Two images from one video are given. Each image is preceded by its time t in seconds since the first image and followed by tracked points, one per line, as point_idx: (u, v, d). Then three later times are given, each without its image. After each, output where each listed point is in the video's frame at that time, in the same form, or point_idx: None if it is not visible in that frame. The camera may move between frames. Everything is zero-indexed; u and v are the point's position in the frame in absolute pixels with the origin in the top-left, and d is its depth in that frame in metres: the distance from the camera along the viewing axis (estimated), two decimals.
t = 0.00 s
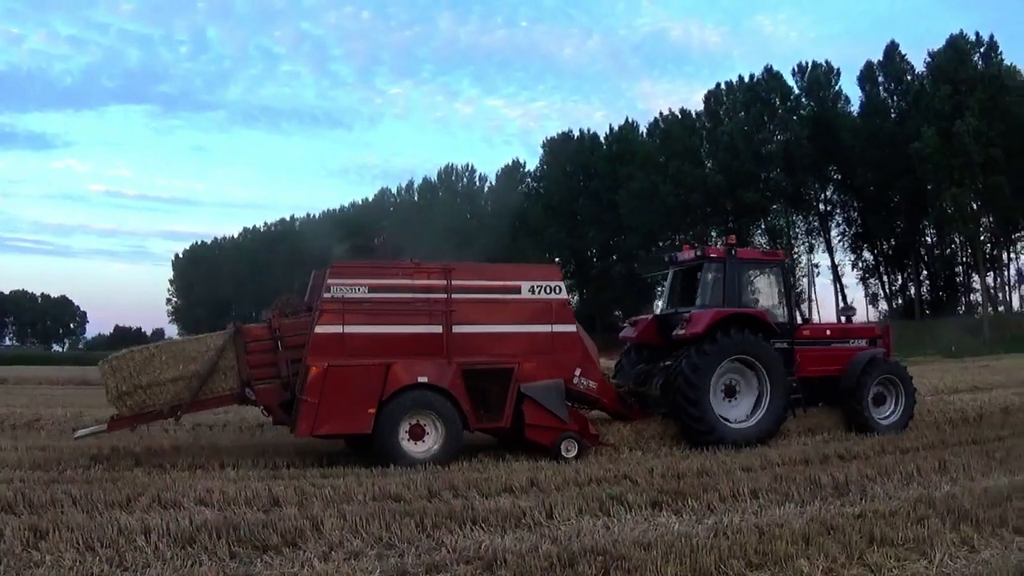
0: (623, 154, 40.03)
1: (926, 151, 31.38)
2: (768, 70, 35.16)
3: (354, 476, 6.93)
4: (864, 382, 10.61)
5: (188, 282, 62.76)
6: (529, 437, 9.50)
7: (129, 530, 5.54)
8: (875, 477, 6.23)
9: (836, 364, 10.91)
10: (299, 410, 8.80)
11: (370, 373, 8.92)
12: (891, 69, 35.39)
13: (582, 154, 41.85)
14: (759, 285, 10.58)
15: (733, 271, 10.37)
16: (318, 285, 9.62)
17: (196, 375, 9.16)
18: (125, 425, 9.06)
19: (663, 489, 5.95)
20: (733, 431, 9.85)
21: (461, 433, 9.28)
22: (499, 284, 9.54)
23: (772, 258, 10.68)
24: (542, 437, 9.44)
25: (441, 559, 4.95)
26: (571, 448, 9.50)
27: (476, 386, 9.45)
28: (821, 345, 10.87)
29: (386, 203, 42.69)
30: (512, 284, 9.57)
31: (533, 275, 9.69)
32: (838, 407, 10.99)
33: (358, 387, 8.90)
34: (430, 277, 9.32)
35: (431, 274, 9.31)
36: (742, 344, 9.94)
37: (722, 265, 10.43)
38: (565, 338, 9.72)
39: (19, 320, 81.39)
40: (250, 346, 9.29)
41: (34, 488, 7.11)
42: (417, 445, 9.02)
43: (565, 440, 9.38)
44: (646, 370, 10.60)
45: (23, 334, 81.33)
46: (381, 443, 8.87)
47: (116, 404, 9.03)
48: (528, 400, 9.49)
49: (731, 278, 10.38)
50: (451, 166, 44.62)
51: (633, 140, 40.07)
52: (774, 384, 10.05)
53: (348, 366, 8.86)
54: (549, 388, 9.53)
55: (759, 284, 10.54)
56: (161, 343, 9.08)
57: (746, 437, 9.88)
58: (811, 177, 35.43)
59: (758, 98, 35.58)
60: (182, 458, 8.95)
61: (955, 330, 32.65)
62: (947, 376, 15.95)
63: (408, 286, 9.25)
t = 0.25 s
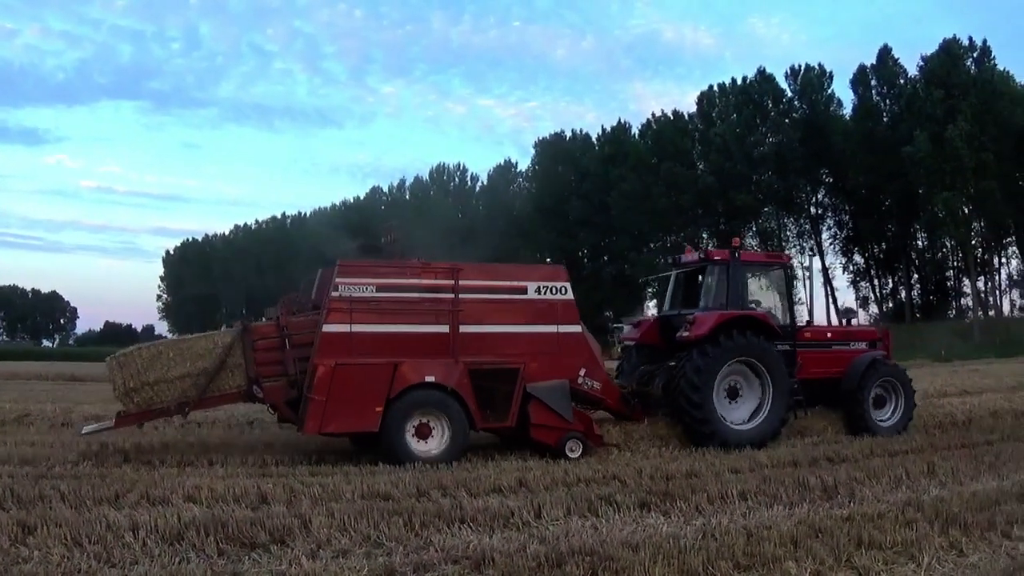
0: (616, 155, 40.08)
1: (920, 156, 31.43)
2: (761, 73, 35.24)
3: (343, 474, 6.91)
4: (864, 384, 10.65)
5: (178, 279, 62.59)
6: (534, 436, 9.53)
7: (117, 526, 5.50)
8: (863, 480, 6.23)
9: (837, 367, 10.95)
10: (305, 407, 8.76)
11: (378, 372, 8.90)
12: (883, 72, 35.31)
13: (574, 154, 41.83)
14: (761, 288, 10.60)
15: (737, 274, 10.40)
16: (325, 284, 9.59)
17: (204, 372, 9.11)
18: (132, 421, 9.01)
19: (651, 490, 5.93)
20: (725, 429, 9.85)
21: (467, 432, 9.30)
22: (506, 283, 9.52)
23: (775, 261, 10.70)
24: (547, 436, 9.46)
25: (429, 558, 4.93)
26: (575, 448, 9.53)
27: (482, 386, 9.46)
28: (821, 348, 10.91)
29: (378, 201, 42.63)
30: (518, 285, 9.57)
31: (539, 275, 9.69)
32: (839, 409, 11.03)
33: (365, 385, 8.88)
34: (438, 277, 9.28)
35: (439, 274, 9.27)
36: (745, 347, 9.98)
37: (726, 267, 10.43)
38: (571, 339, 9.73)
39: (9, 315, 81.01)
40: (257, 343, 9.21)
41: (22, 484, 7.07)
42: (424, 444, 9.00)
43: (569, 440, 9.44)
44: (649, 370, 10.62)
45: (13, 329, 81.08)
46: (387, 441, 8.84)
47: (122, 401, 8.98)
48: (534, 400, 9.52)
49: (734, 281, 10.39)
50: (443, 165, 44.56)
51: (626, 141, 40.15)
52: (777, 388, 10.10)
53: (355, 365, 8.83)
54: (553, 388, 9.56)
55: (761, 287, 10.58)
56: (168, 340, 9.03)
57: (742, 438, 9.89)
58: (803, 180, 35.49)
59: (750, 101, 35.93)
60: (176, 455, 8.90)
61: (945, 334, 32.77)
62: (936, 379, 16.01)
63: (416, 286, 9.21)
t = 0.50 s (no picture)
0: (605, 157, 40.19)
1: (910, 159, 31.80)
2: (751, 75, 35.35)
3: (331, 474, 6.88)
4: (864, 387, 10.69)
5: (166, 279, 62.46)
6: (539, 436, 9.53)
7: (105, 526, 5.46)
8: (852, 483, 6.22)
9: (837, 369, 10.98)
10: (313, 407, 8.74)
11: (385, 372, 8.88)
12: (874, 75, 35.38)
13: (565, 156, 41.79)
14: (764, 290, 10.67)
15: (739, 277, 10.47)
16: (330, 284, 9.57)
17: (211, 371, 9.09)
18: (139, 420, 8.97)
19: (639, 491, 5.91)
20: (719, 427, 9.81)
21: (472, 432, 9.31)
22: (511, 284, 9.51)
23: (777, 263, 10.74)
24: (551, 436, 9.44)
25: (417, 559, 4.91)
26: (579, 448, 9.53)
27: (488, 385, 9.46)
28: (821, 350, 10.93)
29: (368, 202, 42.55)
30: (523, 285, 9.55)
31: (545, 276, 9.68)
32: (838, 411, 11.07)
33: (372, 385, 8.86)
34: (444, 277, 9.26)
35: (444, 274, 9.25)
36: (747, 350, 10.03)
37: (729, 270, 10.52)
38: (576, 339, 9.74)
39: None
40: (264, 343, 9.18)
41: (9, 483, 7.02)
42: (429, 444, 9.00)
43: (574, 440, 9.43)
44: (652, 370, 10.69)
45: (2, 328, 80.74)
46: (393, 441, 8.84)
47: (129, 400, 8.94)
48: (539, 400, 9.52)
49: (738, 283, 10.48)
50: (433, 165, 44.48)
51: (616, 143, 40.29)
52: (778, 393, 10.14)
53: (362, 365, 8.80)
54: (558, 388, 9.55)
55: (762, 290, 10.64)
56: (175, 339, 9.00)
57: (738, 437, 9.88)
58: (792, 183, 35.60)
59: (741, 103, 35.96)
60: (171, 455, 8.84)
61: (934, 337, 32.90)
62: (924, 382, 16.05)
63: (422, 286, 9.18)
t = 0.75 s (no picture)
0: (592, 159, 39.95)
1: (897, 159, 31.76)
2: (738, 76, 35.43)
3: (319, 476, 6.84)
4: (863, 388, 10.71)
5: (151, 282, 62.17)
6: (543, 437, 9.47)
7: (91, 529, 5.42)
8: (838, 483, 6.22)
9: (835, 370, 11.00)
10: (321, 410, 8.70)
11: (392, 375, 8.86)
12: (861, 77, 35.36)
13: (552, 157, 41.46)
14: (763, 292, 10.70)
15: (740, 278, 10.49)
16: (336, 287, 9.56)
17: (218, 375, 9.00)
18: (148, 424, 8.93)
19: (626, 492, 5.90)
20: (720, 425, 9.83)
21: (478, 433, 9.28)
22: (516, 286, 9.53)
23: (778, 265, 10.75)
24: (556, 437, 9.41)
25: (404, 561, 4.90)
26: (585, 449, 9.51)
27: (493, 387, 9.43)
28: (820, 351, 10.94)
29: (355, 203, 42.51)
30: (527, 288, 9.59)
31: (549, 278, 9.70)
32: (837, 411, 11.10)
33: (380, 387, 8.83)
34: (450, 280, 9.29)
35: (451, 277, 9.29)
36: (748, 350, 10.05)
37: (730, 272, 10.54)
38: (580, 341, 9.76)
39: None
40: (270, 346, 9.09)
41: None
42: (437, 445, 8.99)
43: (579, 441, 9.41)
44: (655, 372, 10.72)
45: None
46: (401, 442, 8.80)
47: (136, 404, 8.85)
48: (544, 402, 9.50)
49: (739, 285, 10.51)
50: (419, 168, 44.46)
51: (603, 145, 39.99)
52: (779, 396, 10.14)
53: (370, 368, 8.78)
54: (563, 389, 9.57)
55: (762, 291, 10.66)
56: (182, 343, 8.92)
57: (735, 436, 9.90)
58: (778, 184, 35.76)
59: (727, 105, 36.02)
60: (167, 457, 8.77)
61: (921, 338, 33.09)
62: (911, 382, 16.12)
63: (428, 289, 9.20)
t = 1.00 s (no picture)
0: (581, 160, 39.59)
1: (885, 161, 32.07)
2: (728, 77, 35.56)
3: (307, 475, 6.81)
4: (859, 388, 10.72)
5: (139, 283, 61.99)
6: (546, 436, 9.46)
7: (79, 527, 5.39)
8: (827, 484, 6.20)
9: (832, 370, 11.02)
10: (326, 409, 8.69)
11: (397, 374, 8.85)
12: (850, 78, 35.46)
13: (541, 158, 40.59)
14: (761, 293, 10.68)
15: (740, 278, 10.50)
16: (339, 287, 9.56)
17: (219, 375, 9.02)
18: (149, 425, 8.91)
19: (614, 493, 5.89)
20: (719, 421, 9.85)
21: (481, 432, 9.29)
22: (519, 287, 9.53)
23: (778, 266, 10.76)
24: (559, 436, 9.41)
25: (392, 560, 4.88)
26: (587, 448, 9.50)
27: (496, 387, 9.44)
28: (818, 351, 10.98)
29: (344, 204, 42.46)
30: (530, 288, 9.59)
31: (551, 278, 9.71)
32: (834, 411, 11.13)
33: (385, 387, 8.82)
34: (454, 280, 9.29)
35: (455, 277, 9.29)
36: (747, 349, 10.07)
37: (729, 272, 10.54)
38: (582, 341, 9.77)
39: None
40: (274, 346, 9.07)
41: None
42: (440, 444, 9.01)
43: (581, 440, 9.38)
44: (653, 371, 10.71)
45: None
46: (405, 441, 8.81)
47: (137, 405, 8.84)
48: (547, 401, 9.49)
49: (737, 286, 10.51)
50: (408, 167, 44.38)
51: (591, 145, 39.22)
52: (778, 397, 10.15)
53: (375, 368, 8.78)
54: (565, 389, 9.58)
55: (763, 292, 10.65)
56: (183, 344, 8.93)
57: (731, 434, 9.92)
58: (767, 185, 35.98)
59: (716, 105, 36.10)
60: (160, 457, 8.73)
61: (910, 339, 33.21)
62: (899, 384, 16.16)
63: (432, 288, 9.20)
